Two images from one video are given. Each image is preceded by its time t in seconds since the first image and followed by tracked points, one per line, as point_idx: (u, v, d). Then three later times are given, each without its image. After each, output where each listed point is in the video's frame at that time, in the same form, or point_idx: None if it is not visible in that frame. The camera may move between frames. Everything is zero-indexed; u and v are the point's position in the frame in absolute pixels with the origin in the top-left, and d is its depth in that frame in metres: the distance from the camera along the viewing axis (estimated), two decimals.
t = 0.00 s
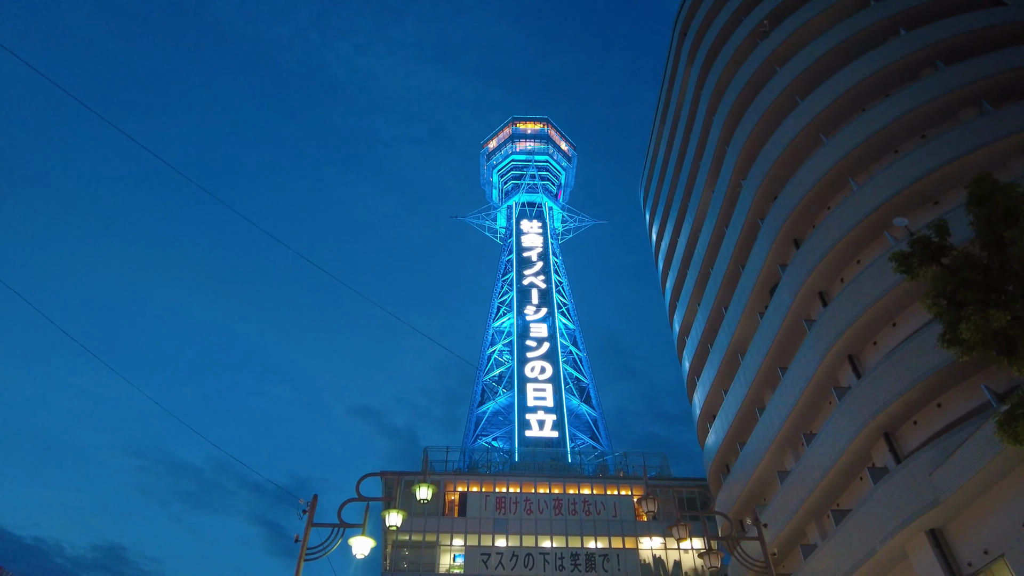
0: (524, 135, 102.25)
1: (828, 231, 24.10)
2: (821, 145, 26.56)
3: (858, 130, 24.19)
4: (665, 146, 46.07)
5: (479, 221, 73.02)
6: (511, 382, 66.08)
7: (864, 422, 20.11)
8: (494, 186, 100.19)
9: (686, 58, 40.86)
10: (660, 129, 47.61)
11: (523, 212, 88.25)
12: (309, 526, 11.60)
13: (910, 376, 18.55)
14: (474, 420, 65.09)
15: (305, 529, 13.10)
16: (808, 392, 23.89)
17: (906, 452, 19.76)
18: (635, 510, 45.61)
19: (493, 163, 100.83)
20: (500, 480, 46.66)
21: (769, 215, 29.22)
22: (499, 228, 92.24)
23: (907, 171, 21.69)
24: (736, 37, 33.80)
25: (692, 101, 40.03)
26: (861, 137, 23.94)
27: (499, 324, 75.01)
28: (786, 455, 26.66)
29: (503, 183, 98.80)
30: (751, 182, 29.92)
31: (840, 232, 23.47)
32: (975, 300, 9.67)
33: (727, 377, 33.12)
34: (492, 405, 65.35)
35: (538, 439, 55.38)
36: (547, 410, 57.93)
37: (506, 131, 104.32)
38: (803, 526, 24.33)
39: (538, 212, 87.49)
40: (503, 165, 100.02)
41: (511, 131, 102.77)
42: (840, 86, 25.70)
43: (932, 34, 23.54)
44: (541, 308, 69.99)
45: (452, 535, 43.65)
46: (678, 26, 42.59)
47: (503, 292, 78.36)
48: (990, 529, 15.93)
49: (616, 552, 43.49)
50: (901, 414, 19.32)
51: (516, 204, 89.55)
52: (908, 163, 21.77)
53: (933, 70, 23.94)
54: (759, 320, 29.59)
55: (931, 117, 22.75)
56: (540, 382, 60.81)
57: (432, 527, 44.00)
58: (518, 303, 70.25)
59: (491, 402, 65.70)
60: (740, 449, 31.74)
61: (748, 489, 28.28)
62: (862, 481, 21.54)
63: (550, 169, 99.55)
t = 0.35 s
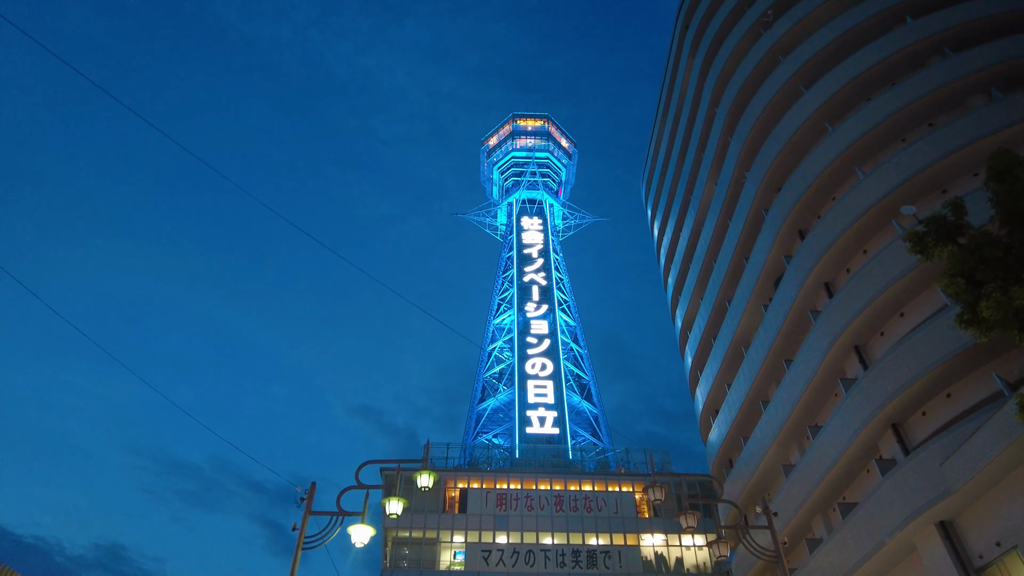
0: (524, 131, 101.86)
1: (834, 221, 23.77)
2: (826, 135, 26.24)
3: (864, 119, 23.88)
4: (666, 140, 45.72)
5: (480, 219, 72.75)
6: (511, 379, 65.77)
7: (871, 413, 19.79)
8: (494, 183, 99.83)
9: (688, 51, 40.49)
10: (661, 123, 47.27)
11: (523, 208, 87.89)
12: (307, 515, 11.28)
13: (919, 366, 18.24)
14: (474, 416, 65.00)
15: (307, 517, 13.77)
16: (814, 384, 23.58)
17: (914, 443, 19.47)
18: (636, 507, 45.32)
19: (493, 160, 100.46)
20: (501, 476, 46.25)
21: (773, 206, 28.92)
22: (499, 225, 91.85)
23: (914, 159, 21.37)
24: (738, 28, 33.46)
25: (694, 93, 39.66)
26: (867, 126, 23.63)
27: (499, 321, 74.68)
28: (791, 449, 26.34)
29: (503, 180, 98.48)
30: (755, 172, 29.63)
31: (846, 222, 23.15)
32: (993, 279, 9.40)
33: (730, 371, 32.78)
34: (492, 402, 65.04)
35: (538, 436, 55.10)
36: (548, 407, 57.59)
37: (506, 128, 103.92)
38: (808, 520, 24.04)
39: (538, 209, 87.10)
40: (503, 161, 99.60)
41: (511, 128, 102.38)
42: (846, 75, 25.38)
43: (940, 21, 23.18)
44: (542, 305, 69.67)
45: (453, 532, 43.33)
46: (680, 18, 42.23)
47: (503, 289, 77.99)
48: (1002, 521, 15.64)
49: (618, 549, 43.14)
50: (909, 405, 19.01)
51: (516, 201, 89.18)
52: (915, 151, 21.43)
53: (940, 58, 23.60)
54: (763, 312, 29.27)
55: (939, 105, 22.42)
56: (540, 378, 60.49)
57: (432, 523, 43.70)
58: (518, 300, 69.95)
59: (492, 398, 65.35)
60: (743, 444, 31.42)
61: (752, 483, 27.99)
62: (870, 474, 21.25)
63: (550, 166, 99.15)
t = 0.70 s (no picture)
0: (524, 128, 101.50)
1: (836, 212, 23.48)
2: (829, 125, 25.95)
3: (867, 108, 23.58)
4: (667, 134, 45.44)
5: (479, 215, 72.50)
6: (509, 375, 65.46)
7: (874, 405, 19.49)
8: (493, 180, 99.49)
9: (689, 43, 40.21)
10: (662, 116, 46.97)
11: (523, 205, 87.61)
12: (298, 502, 10.91)
13: (923, 356, 17.94)
14: (472, 413, 64.52)
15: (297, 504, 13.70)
16: (816, 376, 23.27)
17: (919, 435, 19.17)
18: (635, 504, 45.04)
19: (492, 157, 100.11)
20: (500, 472, 45.91)
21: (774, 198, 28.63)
22: (498, 222, 91.53)
23: (919, 147, 21.05)
24: (740, 18, 33.20)
25: (695, 86, 39.38)
26: (871, 115, 23.32)
27: (498, 318, 74.38)
28: (792, 443, 26.04)
29: (502, 177, 98.15)
30: (757, 163, 29.36)
31: (849, 211, 22.85)
32: (1008, 256, 9.09)
33: (730, 365, 32.49)
34: (490, 398, 64.71)
35: (537, 432, 54.82)
36: (547, 403, 57.32)
37: (505, 124, 103.55)
38: (810, 514, 23.75)
39: (537, 206, 86.84)
40: (502, 158, 99.27)
41: (511, 124, 102.03)
42: (849, 64, 25.08)
43: (946, 8, 22.83)
44: (541, 301, 69.37)
45: (450, 528, 43.00)
46: (682, 10, 41.94)
47: (502, 286, 77.69)
48: (1009, 512, 15.34)
49: (617, 546, 42.91)
50: (913, 396, 18.72)
51: (515, 198, 88.88)
52: (920, 139, 21.11)
53: (945, 46, 23.27)
54: (765, 305, 28.98)
55: (944, 93, 22.08)
56: (539, 375, 60.19)
57: (429, 519, 43.38)
58: (517, 296, 69.67)
59: (490, 395, 65.01)
60: (743, 438, 31.12)
61: (752, 477, 27.70)
62: (873, 466, 20.95)
63: (549, 163, 98.82)
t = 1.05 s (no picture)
0: (519, 122, 101.01)
1: (835, 200, 23.21)
2: (828, 113, 25.68)
3: (867, 95, 23.30)
4: (663, 126, 45.14)
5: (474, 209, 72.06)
6: (504, 369, 65.12)
7: (874, 393, 19.25)
8: (489, 174, 99.01)
9: (686, 33, 39.89)
10: (659, 108, 46.68)
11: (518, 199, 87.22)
12: (284, 487, 10.59)
13: (923, 344, 17.69)
14: (467, 407, 64.86)
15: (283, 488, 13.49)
16: (814, 366, 23.03)
17: (919, 424, 18.96)
18: (630, 497, 44.81)
19: (488, 151, 99.61)
20: (494, 466, 45.56)
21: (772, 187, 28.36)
22: (493, 216, 91.11)
23: (919, 134, 20.78)
24: (738, 7, 32.91)
25: (692, 76, 39.08)
26: (871, 102, 23.04)
27: (493, 312, 74.01)
28: (789, 434, 25.81)
29: (498, 171, 97.69)
30: (755, 152, 29.09)
31: (848, 199, 22.59)
32: (1019, 229, 8.82)
33: (727, 357, 32.26)
34: (485, 393, 64.37)
35: (532, 427, 54.55)
36: (542, 398, 57.06)
37: (501, 118, 103.02)
38: (807, 505, 23.54)
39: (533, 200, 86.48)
40: (498, 152, 98.77)
41: (506, 118, 101.49)
42: (849, 52, 24.80)
43: None
44: (536, 296, 69.03)
45: (445, 522, 42.68)
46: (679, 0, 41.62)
47: (497, 280, 77.31)
48: (1012, 500, 15.13)
49: (612, 540, 42.69)
50: (914, 384, 18.47)
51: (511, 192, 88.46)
52: (921, 126, 20.83)
53: (946, 32, 22.99)
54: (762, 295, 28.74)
55: (945, 79, 21.80)
56: (534, 369, 59.92)
57: (423, 513, 43.07)
58: (512, 291, 69.32)
59: (485, 389, 64.67)
60: (740, 430, 30.89)
61: (749, 469, 27.46)
62: (871, 456, 20.74)
63: (545, 157, 98.39)
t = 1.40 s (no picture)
0: (516, 113, 100.40)
1: (835, 185, 22.92)
2: (828, 97, 25.35)
3: (869, 78, 22.96)
4: (661, 114, 44.78)
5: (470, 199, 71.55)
6: (499, 360, 64.79)
7: (872, 380, 19.03)
8: (485, 166, 98.42)
9: (685, 20, 39.48)
10: (657, 97, 46.31)
11: (515, 190, 86.74)
12: (269, 465, 10.28)
13: (924, 329, 17.43)
14: (461, 398, 63.60)
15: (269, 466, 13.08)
16: (812, 353, 22.78)
17: (918, 411, 18.75)
18: (624, 488, 44.61)
19: (484, 142, 99.01)
20: (489, 455, 45.20)
21: (771, 173, 28.04)
22: (489, 208, 90.61)
23: (921, 117, 20.45)
24: None
25: (691, 64, 38.68)
26: (872, 86, 22.70)
27: (489, 303, 73.61)
28: (786, 422, 25.60)
29: (494, 162, 97.12)
30: (754, 138, 28.78)
31: (848, 184, 22.30)
32: None
33: (724, 345, 32.00)
34: (480, 383, 64.07)
35: (527, 417, 54.30)
36: (537, 388, 56.81)
37: (497, 109, 102.34)
38: (804, 493, 23.37)
39: (529, 191, 86.07)
40: (494, 143, 98.19)
41: (503, 109, 100.82)
42: (850, 36, 24.44)
43: None
44: (532, 287, 68.63)
45: (438, 512, 42.46)
46: None
47: (493, 272, 76.89)
48: (1013, 486, 14.94)
49: (606, 530, 42.54)
50: (914, 370, 18.24)
51: (507, 183, 87.94)
52: (923, 110, 20.51)
53: (949, 15, 22.62)
54: (760, 283, 28.48)
55: (948, 63, 21.47)
56: (529, 360, 59.58)
57: (417, 503, 42.82)
58: (508, 282, 68.92)
59: (480, 379, 64.38)
60: (735, 419, 30.71)
61: (745, 458, 27.27)
62: (869, 444, 20.54)
63: (542, 148, 97.89)
